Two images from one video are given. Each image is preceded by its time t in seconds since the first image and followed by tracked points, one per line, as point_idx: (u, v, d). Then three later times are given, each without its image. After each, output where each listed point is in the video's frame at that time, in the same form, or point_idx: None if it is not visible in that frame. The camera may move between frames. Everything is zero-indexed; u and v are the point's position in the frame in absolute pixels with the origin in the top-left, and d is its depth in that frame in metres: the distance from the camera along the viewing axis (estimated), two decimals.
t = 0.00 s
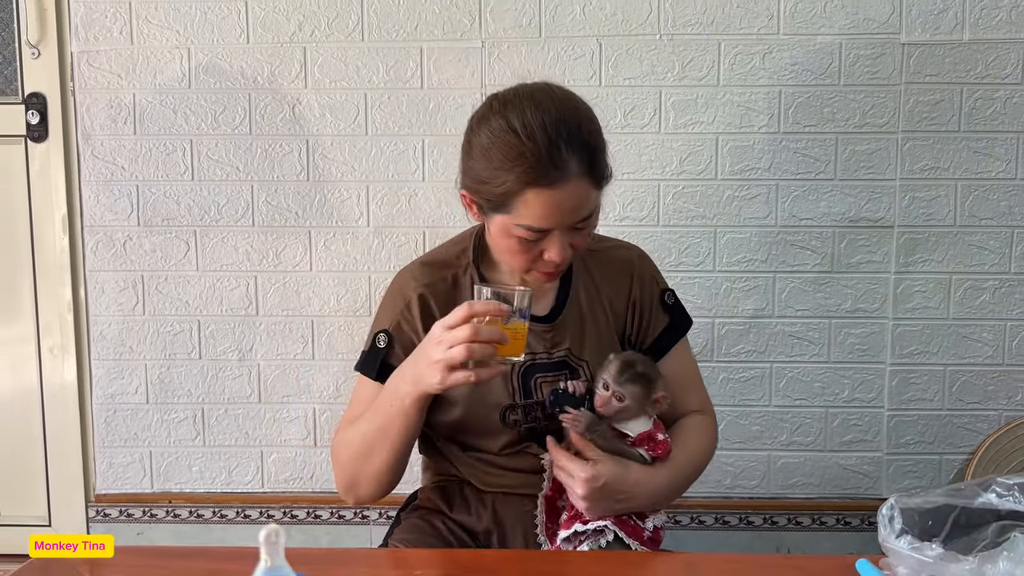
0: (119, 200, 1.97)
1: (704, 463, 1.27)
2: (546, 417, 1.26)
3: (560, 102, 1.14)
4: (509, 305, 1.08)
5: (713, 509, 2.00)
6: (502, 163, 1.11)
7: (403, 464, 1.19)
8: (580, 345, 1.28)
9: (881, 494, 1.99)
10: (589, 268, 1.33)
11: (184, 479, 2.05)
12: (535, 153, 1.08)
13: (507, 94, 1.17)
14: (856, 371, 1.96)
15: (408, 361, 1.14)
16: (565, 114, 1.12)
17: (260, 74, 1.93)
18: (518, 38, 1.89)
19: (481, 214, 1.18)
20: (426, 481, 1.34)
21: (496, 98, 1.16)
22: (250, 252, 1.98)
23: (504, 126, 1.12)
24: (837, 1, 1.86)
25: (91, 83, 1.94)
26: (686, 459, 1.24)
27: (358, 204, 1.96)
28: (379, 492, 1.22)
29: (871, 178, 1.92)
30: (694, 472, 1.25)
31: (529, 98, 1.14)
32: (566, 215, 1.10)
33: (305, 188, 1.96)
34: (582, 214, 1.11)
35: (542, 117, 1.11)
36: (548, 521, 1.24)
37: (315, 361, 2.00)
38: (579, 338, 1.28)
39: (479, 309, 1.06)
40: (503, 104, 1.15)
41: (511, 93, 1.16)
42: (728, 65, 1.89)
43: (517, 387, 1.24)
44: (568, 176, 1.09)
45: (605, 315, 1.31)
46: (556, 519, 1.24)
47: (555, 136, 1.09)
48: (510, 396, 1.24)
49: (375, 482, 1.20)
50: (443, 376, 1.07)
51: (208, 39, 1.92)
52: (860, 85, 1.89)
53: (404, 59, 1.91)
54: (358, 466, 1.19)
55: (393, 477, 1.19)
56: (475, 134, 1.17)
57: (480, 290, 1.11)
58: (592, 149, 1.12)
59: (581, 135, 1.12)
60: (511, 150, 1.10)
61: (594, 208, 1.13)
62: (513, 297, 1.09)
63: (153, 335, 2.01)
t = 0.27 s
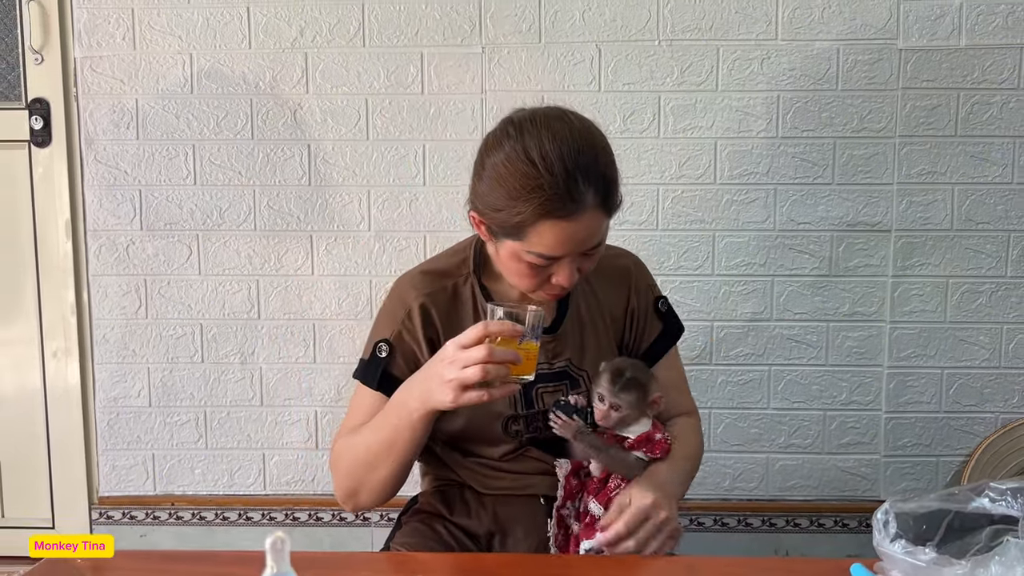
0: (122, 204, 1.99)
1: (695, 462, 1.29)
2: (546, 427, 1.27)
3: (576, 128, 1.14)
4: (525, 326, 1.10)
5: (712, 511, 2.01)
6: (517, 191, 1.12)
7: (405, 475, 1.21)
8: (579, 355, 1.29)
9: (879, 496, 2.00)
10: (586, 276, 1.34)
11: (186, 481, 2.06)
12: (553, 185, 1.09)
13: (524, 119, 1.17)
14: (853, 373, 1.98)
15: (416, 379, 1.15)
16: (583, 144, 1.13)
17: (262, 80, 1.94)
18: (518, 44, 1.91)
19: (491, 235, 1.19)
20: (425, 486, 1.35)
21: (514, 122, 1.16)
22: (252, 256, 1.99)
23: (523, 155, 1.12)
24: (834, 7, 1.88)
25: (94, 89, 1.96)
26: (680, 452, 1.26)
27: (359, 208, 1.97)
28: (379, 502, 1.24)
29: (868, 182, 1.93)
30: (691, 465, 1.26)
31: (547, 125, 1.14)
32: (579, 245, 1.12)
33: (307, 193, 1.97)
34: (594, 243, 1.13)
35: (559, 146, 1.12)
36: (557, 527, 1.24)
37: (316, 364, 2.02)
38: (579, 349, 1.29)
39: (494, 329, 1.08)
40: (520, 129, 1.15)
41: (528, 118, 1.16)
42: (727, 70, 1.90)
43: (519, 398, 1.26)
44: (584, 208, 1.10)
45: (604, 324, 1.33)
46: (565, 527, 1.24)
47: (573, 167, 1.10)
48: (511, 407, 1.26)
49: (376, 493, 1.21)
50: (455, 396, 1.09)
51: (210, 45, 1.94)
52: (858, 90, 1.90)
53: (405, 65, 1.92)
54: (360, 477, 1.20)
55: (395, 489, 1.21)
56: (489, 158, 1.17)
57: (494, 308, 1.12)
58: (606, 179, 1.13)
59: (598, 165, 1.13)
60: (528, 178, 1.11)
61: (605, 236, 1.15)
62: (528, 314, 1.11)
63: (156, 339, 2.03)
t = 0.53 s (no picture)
0: (124, 208, 2.00)
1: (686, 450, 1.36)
2: (547, 430, 1.29)
3: (575, 137, 1.16)
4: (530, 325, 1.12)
5: (711, 513, 2.02)
6: (516, 198, 1.12)
7: (408, 479, 1.22)
8: (579, 358, 1.31)
9: (876, 497, 2.02)
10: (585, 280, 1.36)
11: (188, 483, 2.07)
12: (553, 192, 1.10)
13: (524, 128, 1.18)
14: (851, 376, 1.99)
15: (420, 381, 1.16)
16: (582, 153, 1.15)
17: (264, 84, 1.95)
18: (518, 49, 1.92)
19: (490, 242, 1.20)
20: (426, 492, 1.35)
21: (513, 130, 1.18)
22: (254, 259, 2.00)
23: (523, 163, 1.14)
24: (833, 12, 1.89)
25: (97, 93, 1.97)
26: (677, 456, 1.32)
27: (361, 212, 1.98)
28: (382, 506, 1.24)
29: (867, 186, 1.94)
30: (683, 465, 1.32)
31: (547, 134, 1.16)
32: (578, 251, 1.13)
33: (308, 197, 1.98)
34: (592, 250, 1.15)
35: (558, 154, 1.13)
36: (557, 528, 1.25)
37: (318, 367, 2.03)
38: (579, 352, 1.31)
39: (499, 329, 1.10)
40: (520, 138, 1.16)
41: (527, 127, 1.18)
42: (726, 75, 1.91)
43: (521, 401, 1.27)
44: (583, 216, 1.11)
45: (602, 327, 1.35)
46: (565, 527, 1.25)
47: (572, 175, 1.12)
48: (513, 410, 1.27)
49: (379, 497, 1.22)
50: (461, 394, 1.10)
51: (212, 49, 1.95)
52: (856, 94, 1.92)
53: (406, 70, 1.93)
54: (363, 481, 1.21)
55: (397, 492, 1.22)
56: (489, 166, 1.18)
57: (497, 309, 1.14)
58: (605, 188, 1.15)
59: (597, 174, 1.14)
60: (527, 186, 1.12)
61: (603, 243, 1.17)
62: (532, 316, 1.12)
63: (158, 342, 2.04)
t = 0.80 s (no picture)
0: (126, 212, 2.01)
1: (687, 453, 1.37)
2: (546, 431, 1.29)
3: (568, 133, 1.17)
4: (531, 322, 1.12)
5: (711, 516, 2.03)
6: (509, 190, 1.13)
7: (409, 481, 1.23)
8: (578, 359, 1.31)
9: (876, 500, 2.02)
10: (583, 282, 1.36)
11: (190, 486, 2.08)
12: (545, 184, 1.11)
13: (518, 123, 1.20)
14: (851, 379, 2.00)
15: (420, 382, 1.17)
16: (574, 148, 1.16)
17: (265, 89, 1.96)
18: (519, 53, 1.93)
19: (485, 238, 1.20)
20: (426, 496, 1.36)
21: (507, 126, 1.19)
22: (255, 263, 2.01)
23: (516, 156, 1.15)
24: (832, 17, 1.90)
25: (99, 98, 1.98)
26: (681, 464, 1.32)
27: (362, 215, 1.99)
28: (383, 509, 1.25)
29: (866, 190, 1.95)
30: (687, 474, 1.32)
31: (540, 129, 1.17)
32: (569, 245, 1.13)
33: (310, 201, 1.99)
34: (584, 244, 1.15)
35: (551, 148, 1.14)
36: (558, 531, 1.25)
37: (319, 370, 2.04)
38: (577, 353, 1.31)
39: (500, 325, 1.11)
40: (513, 133, 1.18)
41: (521, 123, 1.19)
42: (725, 79, 1.92)
43: (519, 402, 1.27)
44: (575, 208, 1.12)
45: (600, 328, 1.35)
46: (567, 529, 1.25)
47: (564, 167, 1.12)
48: (512, 411, 1.27)
49: (380, 499, 1.23)
50: (462, 391, 1.11)
51: (214, 54, 1.96)
52: (855, 99, 1.93)
53: (408, 74, 1.94)
54: (364, 484, 1.22)
55: (398, 494, 1.23)
56: (483, 162, 1.19)
57: (498, 306, 1.15)
58: (596, 183, 1.15)
59: (589, 168, 1.15)
60: (520, 178, 1.13)
61: (595, 239, 1.17)
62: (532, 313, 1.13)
63: (160, 345, 2.04)
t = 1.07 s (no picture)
0: (128, 218, 2.02)
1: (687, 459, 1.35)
2: (543, 436, 1.29)
3: (545, 105, 1.21)
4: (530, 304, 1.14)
5: (710, 520, 2.04)
6: (482, 153, 1.16)
7: (410, 481, 1.23)
8: (576, 364, 1.31)
9: (874, 505, 2.03)
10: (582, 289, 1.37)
11: (191, 490, 2.09)
12: (516, 148, 1.13)
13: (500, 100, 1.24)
14: (849, 385, 2.01)
15: (420, 374, 1.18)
16: (549, 121, 1.17)
17: (266, 95, 1.97)
18: (518, 60, 1.94)
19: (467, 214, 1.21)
20: (425, 502, 1.36)
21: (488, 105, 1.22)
22: (256, 269, 2.02)
23: (491, 128, 1.17)
24: (830, 24, 1.91)
25: (101, 104, 1.99)
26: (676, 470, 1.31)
27: (362, 221, 2.00)
28: (384, 512, 1.25)
29: (864, 197, 1.96)
30: (683, 478, 1.31)
31: (518, 101, 1.21)
32: (538, 208, 1.13)
33: (310, 207, 2.00)
34: (558, 211, 1.14)
35: (525, 120, 1.17)
36: (557, 540, 1.26)
37: (319, 375, 2.04)
38: (575, 358, 1.31)
39: (501, 308, 1.13)
40: (493, 110, 1.20)
41: (502, 101, 1.22)
42: (724, 86, 1.93)
43: (516, 406, 1.27)
44: (543, 169, 1.13)
45: (598, 335, 1.35)
46: (564, 539, 1.26)
47: (535, 129, 1.15)
48: (509, 416, 1.27)
49: (382, 501, 1.23)
50: (462, 375, 1.11)
51: (215, 60, 1.97)
52: (853, 106, 1.93)
53: (408, 81, 1.95)
54: (365, 485, 1.22)
55: (400, 495, 1.23)
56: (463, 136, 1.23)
57: (497, 290, 1.16)
58: (570, 149, 1.17)
59: (562, 138, 1.16)
60: (493, 146, 1.15)
61: (570, 210, 1.16)
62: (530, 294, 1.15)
63: (161, 350, 2.05)
